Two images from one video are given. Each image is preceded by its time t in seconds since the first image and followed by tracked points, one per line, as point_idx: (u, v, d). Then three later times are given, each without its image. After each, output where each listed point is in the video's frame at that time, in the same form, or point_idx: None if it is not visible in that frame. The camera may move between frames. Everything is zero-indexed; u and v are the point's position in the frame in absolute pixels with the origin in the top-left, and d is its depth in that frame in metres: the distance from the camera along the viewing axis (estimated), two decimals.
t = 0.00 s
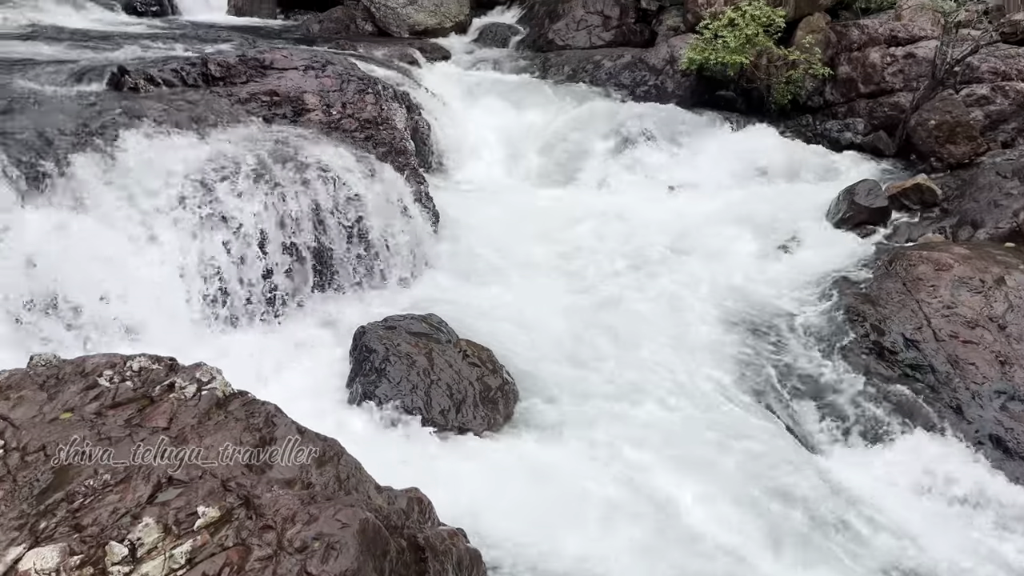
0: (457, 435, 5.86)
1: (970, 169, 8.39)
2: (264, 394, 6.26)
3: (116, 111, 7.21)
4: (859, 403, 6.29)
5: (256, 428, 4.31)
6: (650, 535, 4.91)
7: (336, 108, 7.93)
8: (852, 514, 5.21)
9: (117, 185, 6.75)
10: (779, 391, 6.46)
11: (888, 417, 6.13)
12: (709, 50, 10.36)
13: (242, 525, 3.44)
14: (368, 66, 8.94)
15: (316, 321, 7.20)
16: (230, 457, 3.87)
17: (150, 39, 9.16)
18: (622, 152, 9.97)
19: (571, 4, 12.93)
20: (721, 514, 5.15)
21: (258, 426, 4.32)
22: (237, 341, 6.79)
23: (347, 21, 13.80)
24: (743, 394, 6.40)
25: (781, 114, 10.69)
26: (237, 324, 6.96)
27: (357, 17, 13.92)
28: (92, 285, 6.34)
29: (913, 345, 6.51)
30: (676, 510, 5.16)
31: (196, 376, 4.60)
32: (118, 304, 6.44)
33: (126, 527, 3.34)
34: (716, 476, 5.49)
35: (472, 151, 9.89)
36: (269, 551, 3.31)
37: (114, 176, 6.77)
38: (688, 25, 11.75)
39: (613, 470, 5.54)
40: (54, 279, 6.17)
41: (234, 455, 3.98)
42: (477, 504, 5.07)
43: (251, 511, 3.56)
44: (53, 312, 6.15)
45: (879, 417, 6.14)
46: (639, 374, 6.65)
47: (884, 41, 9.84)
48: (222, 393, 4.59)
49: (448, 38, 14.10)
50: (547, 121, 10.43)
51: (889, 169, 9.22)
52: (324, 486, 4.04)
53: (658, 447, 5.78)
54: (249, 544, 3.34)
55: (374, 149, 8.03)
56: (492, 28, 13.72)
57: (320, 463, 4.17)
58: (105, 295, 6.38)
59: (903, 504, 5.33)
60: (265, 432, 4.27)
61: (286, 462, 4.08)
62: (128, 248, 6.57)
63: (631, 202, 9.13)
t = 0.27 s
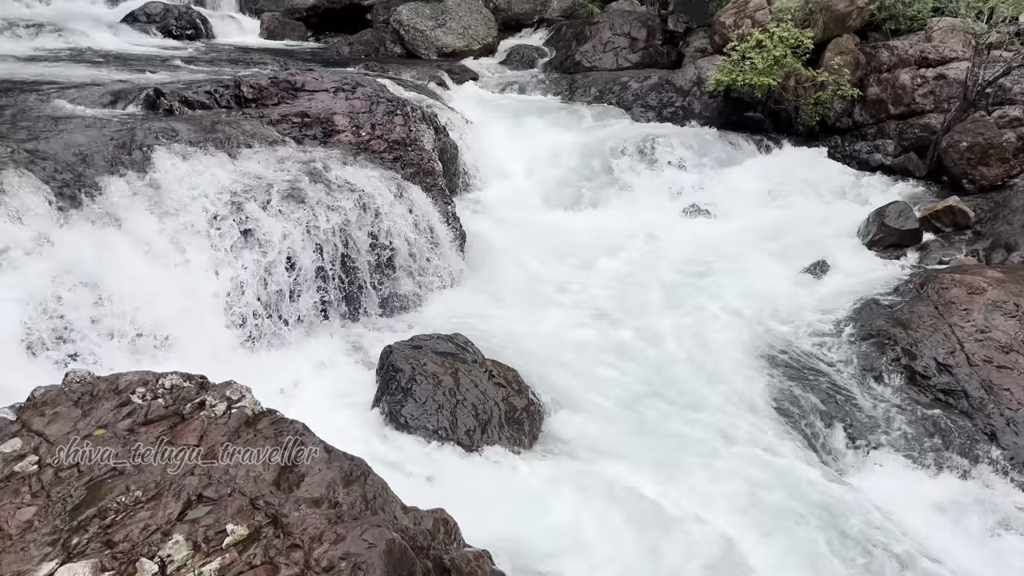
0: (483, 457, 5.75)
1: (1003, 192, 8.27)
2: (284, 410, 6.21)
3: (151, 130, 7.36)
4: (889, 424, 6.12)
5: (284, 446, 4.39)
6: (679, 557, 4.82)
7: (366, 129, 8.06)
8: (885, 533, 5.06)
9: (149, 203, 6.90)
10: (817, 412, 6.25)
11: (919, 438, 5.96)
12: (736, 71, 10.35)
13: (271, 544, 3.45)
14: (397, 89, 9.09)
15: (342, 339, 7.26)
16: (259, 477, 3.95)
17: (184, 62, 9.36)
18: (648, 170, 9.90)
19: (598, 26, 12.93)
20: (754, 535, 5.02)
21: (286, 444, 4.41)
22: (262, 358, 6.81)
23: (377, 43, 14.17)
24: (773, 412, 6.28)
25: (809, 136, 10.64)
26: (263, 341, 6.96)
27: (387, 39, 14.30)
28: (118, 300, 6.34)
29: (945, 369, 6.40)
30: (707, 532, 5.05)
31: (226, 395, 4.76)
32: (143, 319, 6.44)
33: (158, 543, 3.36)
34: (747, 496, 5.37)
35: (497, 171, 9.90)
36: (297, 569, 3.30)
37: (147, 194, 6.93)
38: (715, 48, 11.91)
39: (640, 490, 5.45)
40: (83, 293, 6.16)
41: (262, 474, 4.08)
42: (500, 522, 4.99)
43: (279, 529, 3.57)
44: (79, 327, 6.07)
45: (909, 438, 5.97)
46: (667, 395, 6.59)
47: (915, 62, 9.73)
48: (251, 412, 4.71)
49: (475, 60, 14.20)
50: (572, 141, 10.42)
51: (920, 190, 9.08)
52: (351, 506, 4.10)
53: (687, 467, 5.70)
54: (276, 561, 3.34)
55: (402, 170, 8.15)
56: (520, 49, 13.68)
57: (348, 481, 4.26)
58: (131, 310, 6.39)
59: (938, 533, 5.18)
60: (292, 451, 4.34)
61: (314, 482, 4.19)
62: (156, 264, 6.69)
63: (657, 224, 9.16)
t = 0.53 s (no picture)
0: (507, 477, 5.69)
1: None
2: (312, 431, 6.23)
3: (185, 151, 7.48)
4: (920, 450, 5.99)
5: (311, 465, 4.43)
6: None
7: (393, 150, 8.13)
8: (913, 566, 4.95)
9: (178, 220, 7.03)
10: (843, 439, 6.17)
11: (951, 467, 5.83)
12: (762, 92, 10.18)
13: (297, 564, 3.47)
14: (424, 111, 9.19)
15: (370, 358, 7.33)
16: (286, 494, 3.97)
17: (217, 85, 9.56)
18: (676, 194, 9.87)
19: (624, 47, 12.94)
20: (786, 561, 4.95)
21: (313, 463, 4.45)
22: (288, 379, 6.88)
23: (404, 66, 14.11)
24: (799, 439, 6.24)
25: (836, 158, 10.46)
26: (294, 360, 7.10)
27: (414, 60, 14.29)
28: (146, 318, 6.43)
29: (978, 394, 6.21)
30: (736, 558, 4.99)
31: (254, 413, 4.76)
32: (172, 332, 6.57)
33: (185, 561, 3.41)
34: (776, 522, 5.31)
35: (524, 194, 9.96)
36: None
37: (177, 213, 7.06)
38: (741, 68, 11.76)
39: (666, 514, 5.38)
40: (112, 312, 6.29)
41: (289, 492, 4.08)
42: (523, 541, 4.98)
43: (304, 549, 3.58)
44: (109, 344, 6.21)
45: (940, 467, 5.85)
46: (694, 417, 6.51)
47: (944, 83, 9.66)
48: (278, 430, 4.71)
49: (500, 82, 14.35)
50: (600, 164, 10.50)
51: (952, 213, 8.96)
52: (377, 525, 4.09)
53: (715, 490, 5.65)
54: None
55: (429, 191, 8.21)
56: (546, 70, 13.76)
57: (373, 501, 4.26)
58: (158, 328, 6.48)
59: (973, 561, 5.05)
60: (319, 470, 4.39)
61: (341, 500, 4.21)
62: (184, 282, 6.77)
63: (683, 246, 9.12)
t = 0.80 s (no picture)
0: (529, 498, 5.67)
1: None
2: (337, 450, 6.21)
3: (215, 172, 7.62)
4: (952, 475, 5.84)
5: (337, 485, 4.42)
6: None
7: (419, 170, 8.18)
8: None
9: (206, 237, 7.13)
10: (873, 464, 6.04)
11: (985, 491, 5.68)
12: (789, 113, 10.21)
13: None
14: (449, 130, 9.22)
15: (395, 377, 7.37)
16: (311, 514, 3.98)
17: (247, 106, 9.75)
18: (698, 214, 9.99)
19: (648, 68, 13.07)
20: None
21: (339, 482, 4.44)
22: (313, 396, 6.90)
23: (430, 87, 14.33)
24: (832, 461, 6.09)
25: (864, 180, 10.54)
26: (319, 376, 7.13)
27: (441, 83, 14.57)
28: (173, 335, 6.57)
29: (1012, 419, 6.02)
30: None
31: (281, 432, 4.79)
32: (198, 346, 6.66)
33: None
34: (809, 547, 5.24)
35: (548, 213, 9.95)
36: None
37: (206, 230, 7.17)
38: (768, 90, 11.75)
39: (690, 536, 5.33)
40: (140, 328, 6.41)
41: (314, 512, 4.12)
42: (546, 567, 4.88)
43: (330, 569, 3.54)
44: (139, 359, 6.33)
45: (974, 490, 5.70)
46: (720, 437, 6.44)
47: (974, 103, 9.45)
48: (305, 449, 4.76)
49: (524, 104, 14.49)
50: (625, 181, 10.52)
51: (982, 233, 8.88)
52: (402, 546, 4.08)
53: (746, 512, 5.57)
54: None
55: (455, 211, 8.25)
56: (572, 91, 14.01)
57: (397, 522, 4.24)
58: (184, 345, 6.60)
59: None
60: (345, 489, 4.37)
61: (365, 521, 4.18)
62: (210, 299, 6.86)
63: (707, 266, 9.13)
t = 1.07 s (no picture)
0: (552, 519, 5.61)
1: None
2: (362, 471, 6.13)
3: (245, 194, 7.74)
4: (987, 503, 5.67)
5: (361, 504, 4.42)
6: None
7: (444, 192, 8.28)
8: None
9: (232, 256, 7.25)
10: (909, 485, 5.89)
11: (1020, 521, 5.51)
12: (814, 133, 10.11)
13: None
14: (474, 151, 9.30)
15: (421, 396, 7.38)
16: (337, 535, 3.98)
17: (276, 127, 9.90)
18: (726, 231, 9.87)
19: (672, 89, 13.03)
20: None
21: (363, 502, 4.43)
22: (337, 416, 6.88)
23: (455, 109, 14.49)
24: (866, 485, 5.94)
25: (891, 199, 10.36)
26: (343, 398, 7.13)
27: (465, 103, 14.69)
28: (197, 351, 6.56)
29: None
30: None
31: (307, 452, 4.76)
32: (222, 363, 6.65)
33: None
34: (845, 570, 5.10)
35: (573, 232, 9.95)
36: None
37: (233, 249, 7.30)
38: (791, 109, 11.38)
39: (717, 558, 5.22)
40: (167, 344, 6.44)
41: (339, 532, 4.10)
42: None
43: None
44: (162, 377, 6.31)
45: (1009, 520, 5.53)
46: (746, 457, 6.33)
47: (1003, 124, 9.39)
48: (330, 469, 4.74)
49: (548, 124, 14.53)
50: (649, 201, 10.50)
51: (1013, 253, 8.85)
52: (426, 568, 4.07)
53: (782, 535, 5.46)
54: None
55: (479, 231, 8.30)
56: (594, 112, 14.07)
57: (421, 543, 4.24)
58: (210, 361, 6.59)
59: None
60: (369, 509, 4.37)
61: (389, 542, 4.19)
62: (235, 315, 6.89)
63: (731, 284, 9.03)
